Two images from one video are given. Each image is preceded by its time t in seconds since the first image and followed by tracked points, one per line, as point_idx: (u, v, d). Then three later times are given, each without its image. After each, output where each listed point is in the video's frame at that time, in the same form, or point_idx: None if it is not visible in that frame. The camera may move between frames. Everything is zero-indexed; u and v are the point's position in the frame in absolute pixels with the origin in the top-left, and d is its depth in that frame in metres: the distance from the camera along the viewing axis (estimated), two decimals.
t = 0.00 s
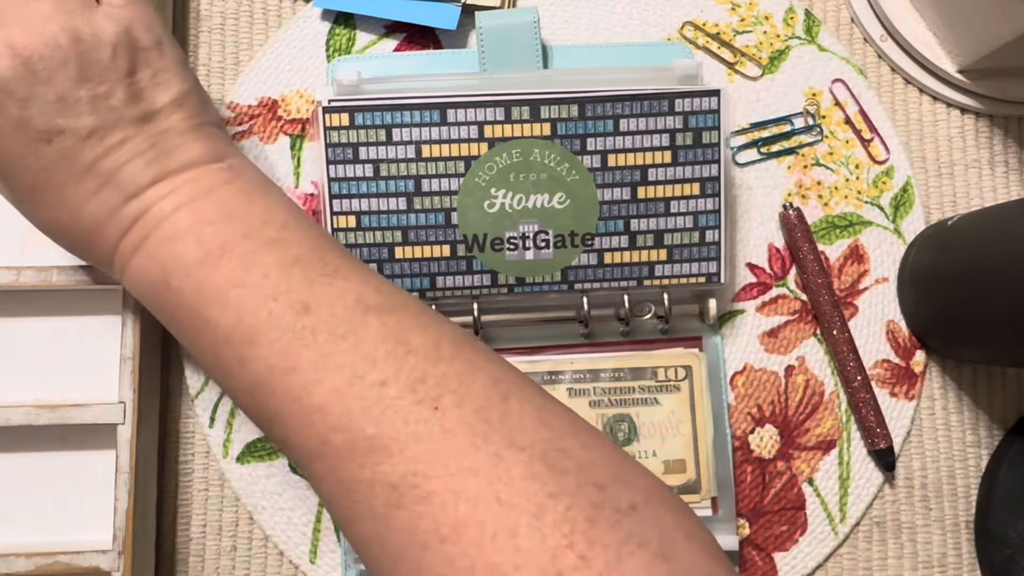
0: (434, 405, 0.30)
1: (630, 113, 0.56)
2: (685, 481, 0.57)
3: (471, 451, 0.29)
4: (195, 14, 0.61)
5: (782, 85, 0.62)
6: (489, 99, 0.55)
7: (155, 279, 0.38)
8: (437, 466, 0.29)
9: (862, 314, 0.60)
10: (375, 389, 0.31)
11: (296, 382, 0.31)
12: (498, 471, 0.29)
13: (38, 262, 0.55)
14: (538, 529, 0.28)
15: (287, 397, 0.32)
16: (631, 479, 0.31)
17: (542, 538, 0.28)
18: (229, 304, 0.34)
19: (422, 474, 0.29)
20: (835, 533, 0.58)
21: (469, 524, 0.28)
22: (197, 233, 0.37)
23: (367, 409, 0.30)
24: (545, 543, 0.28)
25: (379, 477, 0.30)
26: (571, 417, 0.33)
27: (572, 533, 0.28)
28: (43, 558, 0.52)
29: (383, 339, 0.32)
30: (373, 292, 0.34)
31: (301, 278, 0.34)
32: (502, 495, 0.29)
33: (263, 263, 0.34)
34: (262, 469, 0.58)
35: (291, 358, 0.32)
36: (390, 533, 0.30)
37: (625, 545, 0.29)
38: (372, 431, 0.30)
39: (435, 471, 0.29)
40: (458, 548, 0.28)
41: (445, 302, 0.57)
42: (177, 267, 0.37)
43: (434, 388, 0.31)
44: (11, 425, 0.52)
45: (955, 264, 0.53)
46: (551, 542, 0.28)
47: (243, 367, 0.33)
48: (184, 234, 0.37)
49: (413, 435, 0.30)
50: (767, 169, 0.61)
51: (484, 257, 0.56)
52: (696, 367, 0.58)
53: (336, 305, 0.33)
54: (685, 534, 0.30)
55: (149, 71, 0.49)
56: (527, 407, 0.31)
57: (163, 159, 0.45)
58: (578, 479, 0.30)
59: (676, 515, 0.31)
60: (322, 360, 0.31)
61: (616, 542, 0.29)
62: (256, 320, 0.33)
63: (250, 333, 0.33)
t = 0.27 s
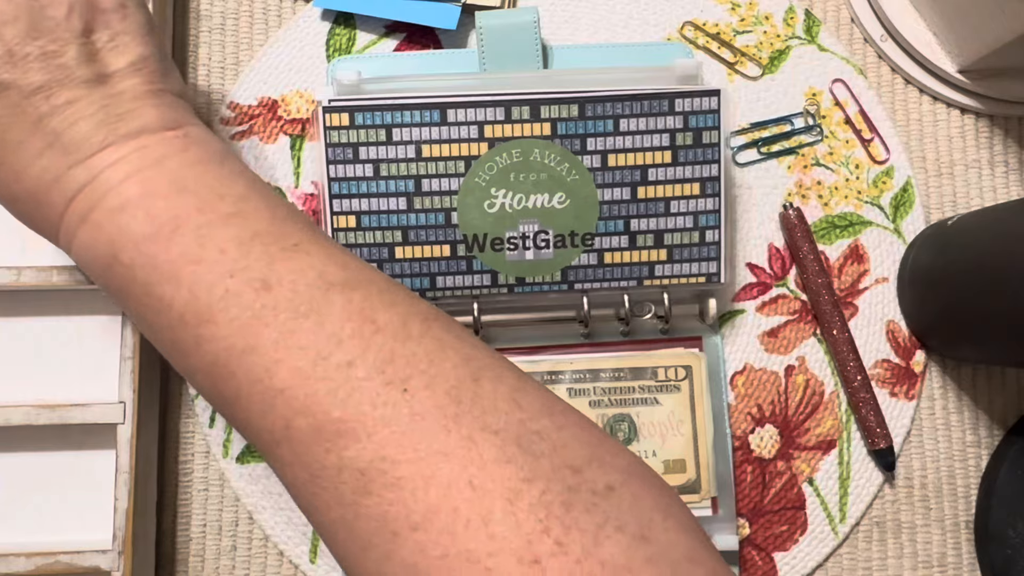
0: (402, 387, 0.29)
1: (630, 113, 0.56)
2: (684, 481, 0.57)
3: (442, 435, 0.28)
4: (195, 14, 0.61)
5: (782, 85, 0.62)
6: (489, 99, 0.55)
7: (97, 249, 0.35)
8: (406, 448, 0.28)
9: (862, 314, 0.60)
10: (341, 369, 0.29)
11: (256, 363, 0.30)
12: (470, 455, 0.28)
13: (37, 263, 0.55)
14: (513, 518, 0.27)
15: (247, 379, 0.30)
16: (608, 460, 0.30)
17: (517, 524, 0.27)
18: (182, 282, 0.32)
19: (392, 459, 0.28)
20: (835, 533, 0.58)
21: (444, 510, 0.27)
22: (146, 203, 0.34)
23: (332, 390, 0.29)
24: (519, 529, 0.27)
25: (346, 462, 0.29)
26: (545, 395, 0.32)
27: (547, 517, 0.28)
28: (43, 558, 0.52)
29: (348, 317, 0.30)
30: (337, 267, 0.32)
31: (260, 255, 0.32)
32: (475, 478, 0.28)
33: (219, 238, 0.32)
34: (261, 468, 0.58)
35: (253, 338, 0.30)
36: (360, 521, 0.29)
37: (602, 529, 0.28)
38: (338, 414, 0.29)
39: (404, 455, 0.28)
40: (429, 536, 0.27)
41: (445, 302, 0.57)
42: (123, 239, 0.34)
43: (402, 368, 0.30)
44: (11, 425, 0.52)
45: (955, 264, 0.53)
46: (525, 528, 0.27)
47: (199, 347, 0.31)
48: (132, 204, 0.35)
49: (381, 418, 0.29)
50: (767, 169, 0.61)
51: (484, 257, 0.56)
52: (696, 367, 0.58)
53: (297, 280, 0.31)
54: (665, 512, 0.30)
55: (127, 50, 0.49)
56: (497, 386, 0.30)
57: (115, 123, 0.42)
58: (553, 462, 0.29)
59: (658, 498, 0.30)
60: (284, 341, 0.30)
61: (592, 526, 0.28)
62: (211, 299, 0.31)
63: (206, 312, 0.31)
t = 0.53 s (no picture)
0: (412, 375, 0.29)
1: (630, 113, 0.56)
2: (685, 481, 0.57)
3: (451, 422, 0.28)
4: (195, 15, 0.61)
5: (782, 85, 0.62)
6: (489, 99, 0.55)
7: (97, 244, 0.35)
8: (416, 436, 0.28)
9: (862, 314, 0.60)
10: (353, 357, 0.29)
11: (266, 351, 0.30)
12: (479, 442, 0.28)
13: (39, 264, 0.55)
14: (525, 505, 0.27)
15: (255, 369, 0.30)
16: (607, 453, 0.30)
17: (526, 511, 0.27)
18: (192, 271, 0.32)
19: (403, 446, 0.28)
20: (835, 533, 0.58)
21: (453, 498, 0.27)
22: (156, 194, 0.35)
23: (344, 378, 0.29)
24: (528, 516, 0.27)
25: (355, 449, 0.28)
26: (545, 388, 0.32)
27: (555, 505, 0.28)
28: (43, 558, 0.52)
29: (358, 307, 0.30)
30: (346, 259, 0.32)
31: (270, 244, 0.32)
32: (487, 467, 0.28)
33: (230, 228, 0.33)
34: (261, 469, 0.58)
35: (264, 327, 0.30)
36: (366, 510, 0.28)
37: (609, 518, 0.28)
38: (349, 401, 0.29)
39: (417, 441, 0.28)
40: (438, 522, 0.27)
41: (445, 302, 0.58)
42: (131, 228, 0.34)
43: (411, 357, 0.30)
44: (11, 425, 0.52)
45: (955, 264, 0.53)
46: (535, 514, 0.27)
47: (207, 336, 0.31)
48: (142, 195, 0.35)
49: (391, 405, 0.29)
50: (767, 169, 0.61)
51: (484, 257, 0.56)
52: (696, 367, 0.58)
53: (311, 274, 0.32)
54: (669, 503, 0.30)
55: (126, 44, 0.48)
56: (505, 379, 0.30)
57: (126, 117, 0.43)
58: (560, 451, 0.29)
59: (660, 489, 0.30)
60: (294, 329, 0.30)
61: (597, 516, 0.28)
62: (221, 287, 0.31)
63: (215, 301, 0.31)
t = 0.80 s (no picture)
0: (416, 386, 0.29)
1: (631, 113, 0.56)
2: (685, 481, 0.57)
3: (458, 433, 0.28)
4: (195, 15, 0.61)
5: (782, 85, 0.62)
6: (489, 99, 0.55)
7: (98, 245, 0.36)
8: (424, 449, 0.28)
9: (862, 314, 0.60)
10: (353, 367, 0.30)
11: (267, 369, 0.30)
12: (488, 452, 0.28)
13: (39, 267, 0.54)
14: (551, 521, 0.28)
15: (260, 382, 0.30)
16: (606, 454, 0.30)
17: (538, 520, 0.28)
18: (190, 287, 0.32)
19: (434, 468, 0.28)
20: (835, 533, 0.58)
21: (471, 509, 0.28)
22: (147, 210, 0.34)
23: (357, 398, 0.29)
24: (539, 525, 0.27)
25: (362, 465, 0.29)
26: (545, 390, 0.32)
27: (566, 512, 0.28)
28: (43, 558, 0.52)
29: (358, 319, 0.31)
30: (343, 271, 0.33)
31: (267, 258, 0.32)
32: (519, 489, 0.28)
33: (226, 241, 0.33)
34: (261, 469, 0.58)
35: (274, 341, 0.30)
36: (377, 523, 0.29)
37: (621, 522, 0.28)
38: (353, 417, 0.29)
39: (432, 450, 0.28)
40: (450, 536, 0.27)
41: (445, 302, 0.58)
42: (125, 246, 0.34)
43: (415, 369, 0.30)
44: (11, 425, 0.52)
45: (955, 264, 0.53)
46: (546, 524, 0.28)
47: (208, 354, 0.32)
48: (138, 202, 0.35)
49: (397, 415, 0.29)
50: (767, 169, 0.61)
51: (484, 257, 0.56)
52: (696, 367, 0.58)
53: (312, 288, 0.32)
54: (680, 503, 0.30)
55: (111, 56, 0.48)
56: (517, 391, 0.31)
57: (117, 130, 0.43)
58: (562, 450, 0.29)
59: (671, 491, 0.30)
60: (295, 343, 0.30)
61: (603, 521, 0.28)
62: (220, 301, 0.31)
63: (214, 317, 0.31)
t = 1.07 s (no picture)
0: (439, 386, 0.31)
1: (631, 113, 0.56)
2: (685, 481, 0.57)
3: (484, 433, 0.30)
4: (195, 15, 0.61)
5: (782, 85, 0.62)
6: (489, 99, 0.55)
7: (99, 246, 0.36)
8: (448, 449, 0.29)
9: (862, 314, 0.60)
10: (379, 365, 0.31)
11: (291, 367, 0.31)
12: (511, 452, 0.29)
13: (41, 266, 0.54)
14: (565, 523, 0.29)
15: (287, 392, 0.31)
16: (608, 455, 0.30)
17: (560, 523, 0.28)
18: (210, 288, 0.33)
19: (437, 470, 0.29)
20: (835, 533, 0.58)
21: (495, 517, 0.28)
22: (168, 216, 0.36)
23: (382, 404, 0.30)
24: (562, 527, 0.28)
25: (385, 465, 0.30)
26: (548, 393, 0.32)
27: (589, 516, 0.29)
28: (43, 558, 0.52)
29: (379, 319, 0.32)
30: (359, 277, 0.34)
31: (288, 262, 0.34)
32: (530, 491, 0.29)
33: (246, 246, 0.34)
34: (261, 469, 0.58)
35: (293, 346, 0.32)
36: (400, 524, 0.30)
37: (642, 527, 0.29)
38: (377, 416, 0.30)
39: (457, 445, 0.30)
40: (473, 536, 0.28)
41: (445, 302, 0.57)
42: (145, 250, 0.36)
43: (436, 367, 0.31)
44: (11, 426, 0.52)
45: (955, 265, 0.53)
46: (570, 526, 0.28)
47: (227, 355, 0.33)
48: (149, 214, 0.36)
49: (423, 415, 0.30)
50: (767, 169, 0.61)
51: (484, 257, 0.56)
52: (696, 367, 0.58)
53: (333, 295, 0.33)
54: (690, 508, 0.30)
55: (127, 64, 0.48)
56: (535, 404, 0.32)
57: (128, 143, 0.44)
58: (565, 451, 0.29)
59: (680, 495, 0.31)
60: (317, 344, 0.32)
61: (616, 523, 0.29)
62: (241, 305, 0.33)
63: (234, 321, 0.33)
